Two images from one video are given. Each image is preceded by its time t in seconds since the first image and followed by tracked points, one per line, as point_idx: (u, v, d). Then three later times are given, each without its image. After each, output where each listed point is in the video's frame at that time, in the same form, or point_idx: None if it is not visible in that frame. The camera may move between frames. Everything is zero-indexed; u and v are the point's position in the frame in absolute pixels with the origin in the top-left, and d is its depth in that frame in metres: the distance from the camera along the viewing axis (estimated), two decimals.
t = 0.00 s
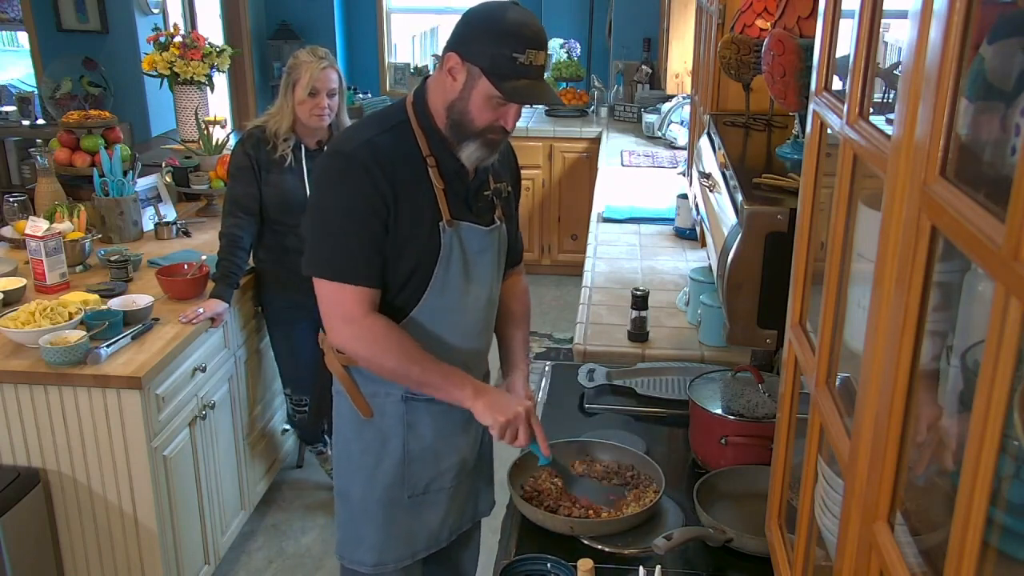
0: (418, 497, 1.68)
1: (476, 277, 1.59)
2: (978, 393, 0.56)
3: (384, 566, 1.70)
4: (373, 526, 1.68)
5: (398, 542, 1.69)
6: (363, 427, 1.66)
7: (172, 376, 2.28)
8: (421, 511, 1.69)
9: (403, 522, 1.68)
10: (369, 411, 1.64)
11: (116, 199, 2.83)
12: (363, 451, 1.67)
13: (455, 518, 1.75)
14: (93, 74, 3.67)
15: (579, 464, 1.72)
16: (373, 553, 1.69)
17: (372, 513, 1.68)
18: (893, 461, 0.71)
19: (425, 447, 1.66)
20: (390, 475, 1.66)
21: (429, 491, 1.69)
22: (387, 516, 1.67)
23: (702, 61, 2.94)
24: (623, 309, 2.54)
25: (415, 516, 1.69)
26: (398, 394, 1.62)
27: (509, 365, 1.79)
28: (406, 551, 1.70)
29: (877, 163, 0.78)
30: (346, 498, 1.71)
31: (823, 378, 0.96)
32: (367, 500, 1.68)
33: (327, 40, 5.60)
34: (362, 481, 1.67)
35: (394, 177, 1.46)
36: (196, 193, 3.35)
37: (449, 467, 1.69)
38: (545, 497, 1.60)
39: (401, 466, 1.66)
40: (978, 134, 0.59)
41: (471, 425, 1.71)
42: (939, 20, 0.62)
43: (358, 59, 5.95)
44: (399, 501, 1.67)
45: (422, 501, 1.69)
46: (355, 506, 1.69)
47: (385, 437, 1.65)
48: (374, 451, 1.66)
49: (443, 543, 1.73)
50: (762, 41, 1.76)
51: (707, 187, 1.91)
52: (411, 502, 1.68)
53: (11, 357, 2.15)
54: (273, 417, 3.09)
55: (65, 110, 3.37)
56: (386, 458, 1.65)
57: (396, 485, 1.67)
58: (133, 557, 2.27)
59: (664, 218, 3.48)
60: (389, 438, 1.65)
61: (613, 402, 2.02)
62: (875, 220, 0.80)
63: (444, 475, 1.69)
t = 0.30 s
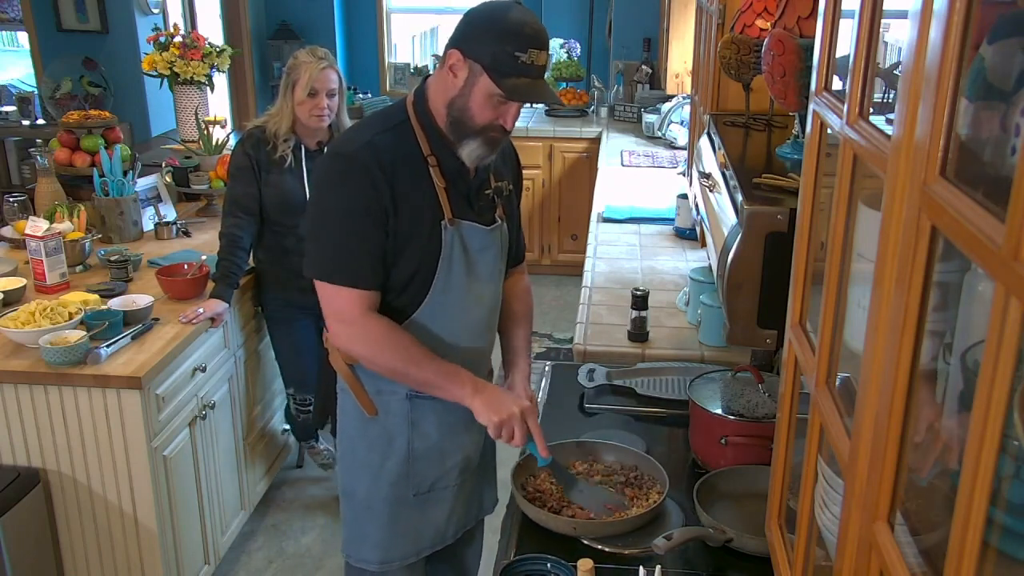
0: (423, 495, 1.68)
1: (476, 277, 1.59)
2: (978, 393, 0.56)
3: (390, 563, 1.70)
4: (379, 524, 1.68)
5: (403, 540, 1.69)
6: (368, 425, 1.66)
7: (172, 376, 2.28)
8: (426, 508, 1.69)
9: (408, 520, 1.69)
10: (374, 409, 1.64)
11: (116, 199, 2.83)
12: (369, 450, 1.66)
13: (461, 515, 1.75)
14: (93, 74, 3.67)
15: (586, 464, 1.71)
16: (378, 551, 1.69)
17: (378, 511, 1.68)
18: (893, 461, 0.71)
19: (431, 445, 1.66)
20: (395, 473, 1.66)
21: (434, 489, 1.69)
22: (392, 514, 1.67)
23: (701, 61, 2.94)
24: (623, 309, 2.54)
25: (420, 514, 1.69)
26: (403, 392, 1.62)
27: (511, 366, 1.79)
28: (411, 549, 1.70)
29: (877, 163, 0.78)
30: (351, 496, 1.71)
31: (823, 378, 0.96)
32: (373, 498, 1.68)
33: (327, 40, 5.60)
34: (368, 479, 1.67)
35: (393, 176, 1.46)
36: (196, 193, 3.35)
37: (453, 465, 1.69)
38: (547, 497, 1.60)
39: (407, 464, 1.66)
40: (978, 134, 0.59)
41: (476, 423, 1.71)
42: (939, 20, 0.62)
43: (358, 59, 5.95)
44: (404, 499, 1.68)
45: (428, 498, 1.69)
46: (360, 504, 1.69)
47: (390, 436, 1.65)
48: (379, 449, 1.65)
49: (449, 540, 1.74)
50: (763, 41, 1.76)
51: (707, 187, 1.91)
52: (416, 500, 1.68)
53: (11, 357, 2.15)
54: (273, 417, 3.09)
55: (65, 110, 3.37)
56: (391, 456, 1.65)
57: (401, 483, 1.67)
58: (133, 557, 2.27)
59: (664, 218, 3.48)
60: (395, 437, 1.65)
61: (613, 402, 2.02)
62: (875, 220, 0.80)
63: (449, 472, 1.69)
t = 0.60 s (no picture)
0: (426, 494, 1.68)
1: (477, 276, 1.59)
2: (978, 393, 0.56)
3: (393, 562, 1.70)
4: (380, 523, 1.68)
5: (405, 540, 1.69)
6: (370, 424, 1.66)
7: (172, 376, 2.28)
8: (427, 508, 1.69)
9: (410, 519, 1.69)
10: (376, 409, 1.64)
11: (116, 199, 2.83)
12: (370, 449, 1.66)
13: (462, 515, 1.75)
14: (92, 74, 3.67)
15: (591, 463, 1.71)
16: (380, 550, 1.69)
17: (379, 510, 1.67)
18: (893, 461, 0.70)
19: (432, 445, 1.66)
20: (395, 473, 1.66)
21: (436, 488, 1.69)
22: (392, 514, 1.67)
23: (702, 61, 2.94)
24: (623, 309, 2.54)
25: (422, 514, 1.69)
26: (405, 391, 1.62)
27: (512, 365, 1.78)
28: (414, 548, 1.70)
29: (877, 163, 0.78)
30: (351, 495, 1.71)
31: (823, 378, 0.96)
32: (374, 497, 1.67)
33: (327, 40, 5.60)
34: (369, 478, 1.67)
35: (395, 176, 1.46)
36: (196, 193, 3.35)
37: (456, 464, 1.69)
38: (549, 497, 1.59)
39: (405, 464, 1.66)
40: (978, 134, 0.59)
41: (478, 421, 1.71)
42: (939, 20, 0.62)
43: (358, 59, 5.95)
44: (405, 498, 1.67)
45: (430, 498, 1.69)
46: (361, 503, 1.69)
47: (392, 435, 1.65)
48: (380, 448, 1.65)
49: (452, 540, 1.73)
50: (762, 41, 1.76)
51: (707, 187, 1.91)
52: (417, 499, 1.68)
53: (11, 357, 2.15)
54: (273, 416, 3.09)
55: (65, 110, 3.37)
56: (393, 455, 1.65)
57: (402, 483, 1.66)
58: (133, 557, 2.27)
59: (664, 218, 3.48)
60: (397, 437, 1.65)
61: (613, 402, 2.02)
62: (875, 220, 0.80)
63: (451, 471, 1.69)
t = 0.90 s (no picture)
0: (428, 493, 1.68)
1: (478, 276, 1.60)
2: (978, 393, 0.56)
3: (395, 562, 1.70)
4: (383, 523, 1.68)
5: (408, 539, 1.69)
6: (374, 424, 1.66)
7: (172, 376, 2.28)
8: (429, 507, 1.69)
9: (412, 520, 1.69)
10: (380, 409, 1.64)
11: (116, 199, 2.83)
12: (372, 449, 1.67)
13: (462, 514, 1.75)
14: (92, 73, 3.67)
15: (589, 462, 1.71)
16: (383, 551, 1.69)
17: (382, 510, 1.67)
18: (893, 461, 0.71)
19: (435, 445, 1.66)
20: (393, 474, 1.66)
21: (438, 487, 1.69)
22: (396, 514, 1.67)
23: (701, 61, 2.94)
24: (623, 309, 2.54)
25: (424, 513, 1.69)
26: (409, 391, 1.63)
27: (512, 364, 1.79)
28: (416, 548, 1.70)
29: (877, 163, 0.78)
30: (353, 496, 1.71)
31: (823, 378, 0.96)
32: (377, 497, 1.67)
33: (326, 40, 5.60)
34: (372, 479, 1.67)
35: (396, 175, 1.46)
36: (196, 193, 3.35)
37: (455, 464, 1.69)
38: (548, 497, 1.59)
39: (405, 464, 1.66)
40: (978, 134, 0.59)
41: (475, 421, 1.71)
42: (939, 20, 0.62)
43: (358, 59, 5.95)
44: (409, 498, 1.67)
45: (432, 497, 1.69)
46: (363, 503, 1.69)
47: (396, 435, 1.65)
48: (384, 448, 1.66)
49: (451, 538, 1.74)
50: (762, 41, 1.76)
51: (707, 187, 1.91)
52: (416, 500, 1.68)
53: (11, 357, 2.15)
54: (273, 416, 3.09)
55: (65, 110, 3.37)
56: (396, 456, 1.65)
57: (404, 483, 1.67)
58: (133, 557, 2.27)
59: (664, 218, 3.48)
60: (401, 437, 1.65)
61: (613, 402, 2.02)
62: (875, 220, 0.80)
63: (452, 471, 1.69)
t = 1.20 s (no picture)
0: (429, 493, 1.68)
1: (479, 276, 1.59)
2: (978, 393, 0.56)
3: (397, 562, 1.70)
4: (385, 524, 1.68)
5: (410, 540, 1.69)
6: (376, 425, 1.65)
7: (172, 376, 2.28)
8: (430, 508, 1.69)
9: (414, 520, 1.69)
10: (382, 409, 1.63)
11: (116, 199, 2.83)
12: (369, 450, 1.66)
13: (461, 514, 1.75)
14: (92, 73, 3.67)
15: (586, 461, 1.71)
16: (385, 551, 1.69)
17: (384, 512, 1.67)
18: (893, 461, 0.70)
19: (437, 445, 1.66)
20: (394, 474, 1.66)
21: (439, 487, 1.69)
22: (398, 515, 1.67)
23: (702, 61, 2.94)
24: (623, 309, 2.54)
25: (426, 514, 1.69)
26: (410, 391, 1.62)
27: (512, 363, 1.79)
28: (417, 548, 1.70)
29: (877, 163, 0.78)
30: (352, 497, 1.71)
31: (823, 378, 0.96)
32: (379, 499, 1.67)
33: (327, 40, 5.60)
34: (371, 480, 1.67)
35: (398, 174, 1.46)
36: (196, 193, 3.35)
37: (457, 463, 1.69)
38: (547, 497, 1.59)
39: (406, 465, 1.66)
40: (978, 134, 0.59)
41: (476, 421, 1.71)
42: (939, 20, 0.62)
43: (358, 59, 5.95)
44: (411, 499, 1.67)
45: (433, 497, 1.69)
46: (364, 504, 1.69)
47: (398, 436, 1.65)
48: (385, 449, 1.65)
49: (451, 537, 1.74)
50: (763, 41, 1.76)
51: (707, 187, 1.91)
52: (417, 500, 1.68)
53: (11, 357, 2.15)
54: (273, 416, 3.09)
55: (65, 110, 3.37)
56: (398, 456, 1.65)
57: (402, 484, 1.67)
58: (133, 557, 2.27)
59: (664, 218, 3.48)
60: (402, 438, 1.64)
61: (613, 402, 2.02)
62: (875, 220, 0.80)
63: (453, 470, 1.69)
